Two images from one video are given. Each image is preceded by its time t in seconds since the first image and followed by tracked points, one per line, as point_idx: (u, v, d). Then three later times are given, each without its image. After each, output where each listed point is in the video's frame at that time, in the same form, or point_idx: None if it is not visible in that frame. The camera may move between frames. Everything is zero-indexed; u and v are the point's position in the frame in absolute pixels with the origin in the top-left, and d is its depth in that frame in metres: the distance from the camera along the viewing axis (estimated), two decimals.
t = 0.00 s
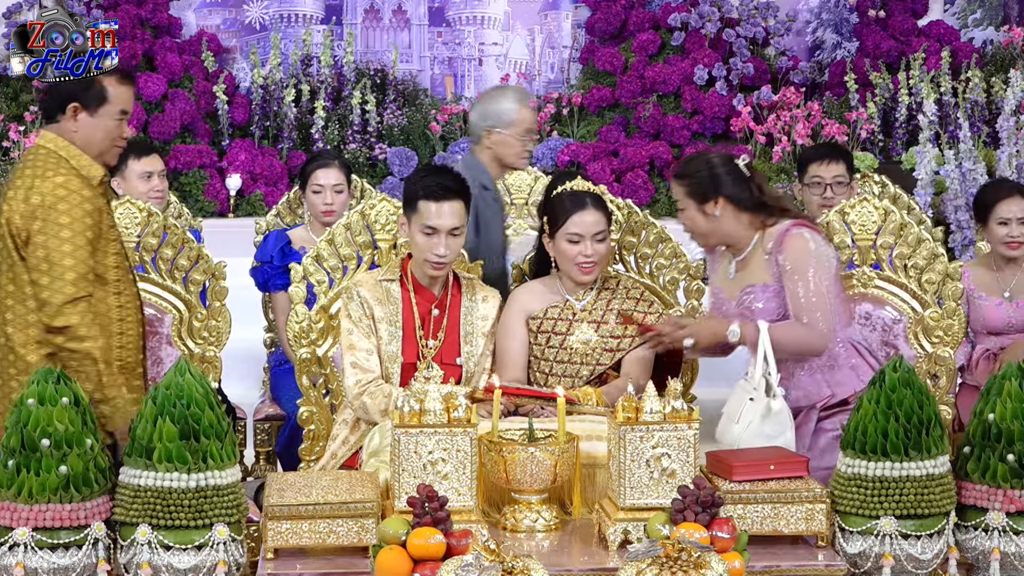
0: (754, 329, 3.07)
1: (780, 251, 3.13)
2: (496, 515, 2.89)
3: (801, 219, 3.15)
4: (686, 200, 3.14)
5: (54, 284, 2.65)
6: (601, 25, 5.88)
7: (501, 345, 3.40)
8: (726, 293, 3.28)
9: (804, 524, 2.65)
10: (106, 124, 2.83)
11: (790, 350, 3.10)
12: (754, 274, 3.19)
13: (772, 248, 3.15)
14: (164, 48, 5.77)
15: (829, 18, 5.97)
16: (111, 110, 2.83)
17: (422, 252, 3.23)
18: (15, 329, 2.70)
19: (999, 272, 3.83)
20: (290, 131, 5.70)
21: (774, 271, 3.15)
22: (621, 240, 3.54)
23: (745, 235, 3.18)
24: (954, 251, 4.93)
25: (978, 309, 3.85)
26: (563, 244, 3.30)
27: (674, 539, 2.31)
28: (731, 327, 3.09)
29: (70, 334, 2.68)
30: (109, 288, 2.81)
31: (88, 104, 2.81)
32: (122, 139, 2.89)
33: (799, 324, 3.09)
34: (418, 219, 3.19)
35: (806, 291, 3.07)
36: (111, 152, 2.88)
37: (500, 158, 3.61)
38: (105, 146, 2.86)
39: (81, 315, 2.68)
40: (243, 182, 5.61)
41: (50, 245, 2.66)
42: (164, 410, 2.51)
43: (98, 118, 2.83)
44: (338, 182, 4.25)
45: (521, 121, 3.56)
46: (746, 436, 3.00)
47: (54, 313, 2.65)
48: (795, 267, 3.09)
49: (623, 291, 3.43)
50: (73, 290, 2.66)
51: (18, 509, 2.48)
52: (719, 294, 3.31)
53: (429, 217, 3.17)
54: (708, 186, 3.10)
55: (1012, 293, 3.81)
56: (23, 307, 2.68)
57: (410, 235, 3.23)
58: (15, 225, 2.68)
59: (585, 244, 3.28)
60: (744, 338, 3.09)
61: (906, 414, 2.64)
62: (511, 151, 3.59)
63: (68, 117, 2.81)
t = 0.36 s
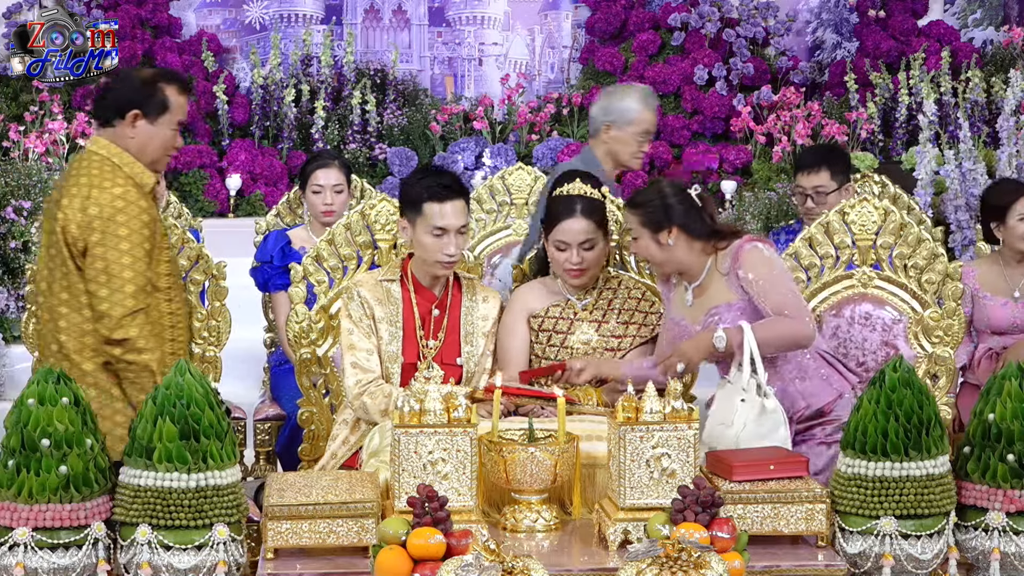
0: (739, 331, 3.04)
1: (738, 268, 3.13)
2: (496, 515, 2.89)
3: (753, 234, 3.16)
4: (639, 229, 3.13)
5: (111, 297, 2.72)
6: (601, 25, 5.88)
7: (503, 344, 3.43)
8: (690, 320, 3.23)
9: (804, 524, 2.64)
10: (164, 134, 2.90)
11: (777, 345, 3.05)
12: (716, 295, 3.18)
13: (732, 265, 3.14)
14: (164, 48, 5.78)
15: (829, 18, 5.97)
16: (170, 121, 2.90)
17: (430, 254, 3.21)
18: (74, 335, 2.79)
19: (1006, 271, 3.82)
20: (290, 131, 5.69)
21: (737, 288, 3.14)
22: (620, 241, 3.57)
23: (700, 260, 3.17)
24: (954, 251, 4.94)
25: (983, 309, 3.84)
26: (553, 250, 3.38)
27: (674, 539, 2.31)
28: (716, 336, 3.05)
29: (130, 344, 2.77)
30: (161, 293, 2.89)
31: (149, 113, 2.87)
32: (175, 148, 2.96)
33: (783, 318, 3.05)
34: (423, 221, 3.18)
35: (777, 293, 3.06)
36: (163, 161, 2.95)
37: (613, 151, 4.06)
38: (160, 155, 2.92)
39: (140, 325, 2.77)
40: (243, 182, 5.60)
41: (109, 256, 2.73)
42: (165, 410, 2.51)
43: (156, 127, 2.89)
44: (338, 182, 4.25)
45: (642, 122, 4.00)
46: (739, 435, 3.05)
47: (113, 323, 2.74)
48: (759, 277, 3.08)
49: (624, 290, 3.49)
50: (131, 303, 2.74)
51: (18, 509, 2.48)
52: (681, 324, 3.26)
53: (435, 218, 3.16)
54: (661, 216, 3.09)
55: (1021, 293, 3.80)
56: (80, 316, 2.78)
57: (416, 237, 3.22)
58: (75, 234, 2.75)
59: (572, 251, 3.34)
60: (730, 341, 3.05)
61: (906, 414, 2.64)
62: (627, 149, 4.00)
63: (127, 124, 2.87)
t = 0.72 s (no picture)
0: (749, 334, 3.06)
1: (739, 281, 3.21)
2: (496, 515, 2.89)
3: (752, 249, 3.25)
4: (636, 241, 3.17)
5: (173, 300, 2.62)
6: (601, 25, 5.88)
7: (502, 345, 3.46)
8: (687, 333, 3.28)
9: (804, 524, 2.64)
10: (236, 143, 2.77)
11: (787, 352, 3.11)
12: (715, 308, 3.24)
13: (734, 277, 3.22)
14: (164, 48, 5.79)
15: (829, 18, 5.96)
16: (243, 131, 2.77)
17: (443, 257, 3.22)
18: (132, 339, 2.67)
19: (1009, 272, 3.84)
20: (289, 131, 5.68)
21: (740, 301, 3.21)
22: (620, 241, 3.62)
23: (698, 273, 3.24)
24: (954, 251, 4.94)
25: (986, 309, 3.85)
26: (546, 255, 3.39)
27: (674, 539, 2.31)
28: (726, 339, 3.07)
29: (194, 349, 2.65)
30: (224, 300, 2.71)
31: (222, 121, 2.74)
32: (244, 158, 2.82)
33: (790, 324, 3.12)
34: (432, 225, 3.20)
35: (782, 302, 3.14)
36: (234, 171, 2.82)
37: (720, 166, 3.92)
38: (229, 164, 2.79)
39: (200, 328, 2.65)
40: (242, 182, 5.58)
41: (168, 258, 2.61)
42: (165, 410, 2.50)
43: (228, 136, 2.76)
44: (338, 182, 4.26)
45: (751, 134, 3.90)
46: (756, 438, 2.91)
47: (173, 327, 2.62)
48: (762, 288, 3.16)
49: (621, 289, 3.52)
50: (190, 307, 2.63)
51: (18, 509, 2.47)
52: (676, 338, 3.29)
53: (442, 222, 3.19)
54: (659, 229, 3.14)
55: None
56: (140, 319, 2.66)
57: (425, 242, 3.23)
58: (133, 235, 2.63)
59: (564, 257, 3.34)
60: (740, 346, 3.06)
61: (906, 414, 2.64)
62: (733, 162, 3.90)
63: (199, 130, 2.74)
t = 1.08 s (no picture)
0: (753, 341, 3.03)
1: (752, 287, 3.21)
2: (496, 515, 2.89)
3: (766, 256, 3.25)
4: (648, 246, 3.18)
5: (191, 296, 2.79)
6: (601, 25, 5.88)
7: (501, 346, 3.46)
8: (698, 336, 3.27)
9: (804, 524, 2.64)
10: (275, 148, 2.98)
11: (793, 360, 3.06)
12: (726, 312, 3.24)
13: (748, 282, 3.21)
14: (164, 48, 5.79)
15: (829, 18, 5.96)
16: (286, 137, 2.98)
17: (441, 262, 3.25)
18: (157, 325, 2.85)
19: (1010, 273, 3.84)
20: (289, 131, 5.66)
21: (751, 307, 3.22)
22: (620, 241, 3.66)
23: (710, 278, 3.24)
24: (954, 251, 4.95)
25: (986, 309, 3.85)
26: (545, 257, 3.39)
27: (674, 539, 2.31)
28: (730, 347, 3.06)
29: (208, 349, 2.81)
30: (247, 302, 2.95)
31: (265, 125, 2.96)
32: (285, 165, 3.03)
33: (797, 333, 3.10)
34: (431, 232, 3.22)
35: (790, 311, 3.13)
36: (273, 176, 3.03)
37: (825, 163, 3.65)
38: (269, 169, 3.01)
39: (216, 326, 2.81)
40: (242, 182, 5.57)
41: (191, 253, 2.80)
42: (165, 410, 2.50)
43: (270, 140, 2.98)
44: (338, 181, 4.27)
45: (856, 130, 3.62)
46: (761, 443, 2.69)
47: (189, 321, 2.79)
48: (774, 296, 3.16)
49: (621, 289, 3.52)
50: (208, 304, 2.80)
51: (18, 509, 2.47)
52: (684, 341, 3.28)
53: (441, 228, 3.21)
54: (670, 234, 3.15)
55: None
56: (162, 311, 2.84)
57: (424, 248, 3.25)
58: (164, 227, 2.84)
59: (563, 258, 3.35)
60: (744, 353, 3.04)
61: (906, 414, 2.63)
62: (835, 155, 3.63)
63: (243, 131, 2.97)
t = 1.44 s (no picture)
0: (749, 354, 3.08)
1: (770, 286, 3.21)
2: (496, 515, 2.89)
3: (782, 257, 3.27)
4: (675, 242, 3.14)
5: (210, 286, 2.76)
6: (601, 25, 5.88)
7: (502, 346, 3.46)
8: (710, 335, 3.25)
9: (804, 524, 2.64)
10: (293, 143, 2.96)
11: (793, 368, 3.08)
12: (740, 310, 3.23)
13: (766, 281, 3.22)
14: (164, 48, 5.80)
15: (829, 18, 5.96)
16: (303, 132, 2.95)
17: (441, 269, 3.26)
18: (183, 319, 2.83)
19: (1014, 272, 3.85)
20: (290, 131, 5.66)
21: (767, 305, 3.22)
22: (620, 241, 3.71)
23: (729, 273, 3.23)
24: (954, 251, 4.95)
25: (988, 307, 3.86)
26: (546, 255, 3.38)
27: (674, 539, 2.31)
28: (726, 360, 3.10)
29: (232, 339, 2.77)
30: (267, 296, 2.92)
31: (283, 120, 2.94)
32: (304, 161, 3.01)
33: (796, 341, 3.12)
34: (434, 238, 3.22)
35: (797, 315, 3.14)
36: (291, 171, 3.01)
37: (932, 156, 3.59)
38: (287, 164, 2.99)
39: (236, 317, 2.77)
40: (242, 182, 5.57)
41: (210, 243, 2.78)
42: (165, 410, 2.50)
43: (288, 135, 2.96)
44: (337, 181, 4.31)
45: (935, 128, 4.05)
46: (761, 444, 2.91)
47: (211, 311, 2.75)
48: (788, 297, 3.17)
49: (622, 289, 3.53)
50: (227, 295, 2.76)
51: (18, 509, 2.47)
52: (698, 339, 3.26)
53: (444, 236, 3.21)
54: (699, 228, 3.12)
55: None
56: (183, 303, 2.83)
57: (425, 253, 3.27)
58: (183, 220, 2.83)
59: (564, 255, 3.34)
60: (741, 365, 3.10)
61: (906, 414, 2.63)
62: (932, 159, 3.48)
63: (261, 127, 2.95)
